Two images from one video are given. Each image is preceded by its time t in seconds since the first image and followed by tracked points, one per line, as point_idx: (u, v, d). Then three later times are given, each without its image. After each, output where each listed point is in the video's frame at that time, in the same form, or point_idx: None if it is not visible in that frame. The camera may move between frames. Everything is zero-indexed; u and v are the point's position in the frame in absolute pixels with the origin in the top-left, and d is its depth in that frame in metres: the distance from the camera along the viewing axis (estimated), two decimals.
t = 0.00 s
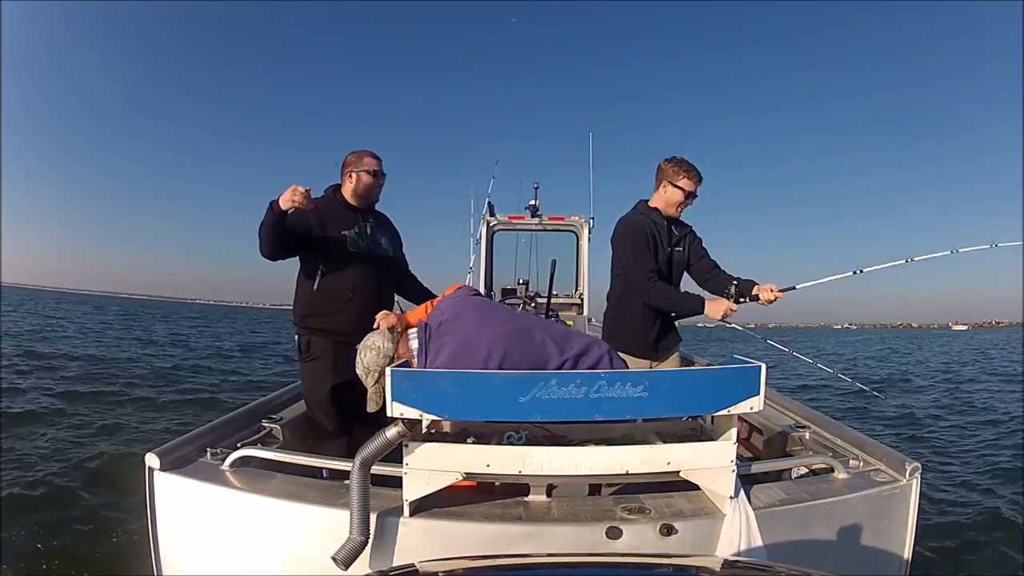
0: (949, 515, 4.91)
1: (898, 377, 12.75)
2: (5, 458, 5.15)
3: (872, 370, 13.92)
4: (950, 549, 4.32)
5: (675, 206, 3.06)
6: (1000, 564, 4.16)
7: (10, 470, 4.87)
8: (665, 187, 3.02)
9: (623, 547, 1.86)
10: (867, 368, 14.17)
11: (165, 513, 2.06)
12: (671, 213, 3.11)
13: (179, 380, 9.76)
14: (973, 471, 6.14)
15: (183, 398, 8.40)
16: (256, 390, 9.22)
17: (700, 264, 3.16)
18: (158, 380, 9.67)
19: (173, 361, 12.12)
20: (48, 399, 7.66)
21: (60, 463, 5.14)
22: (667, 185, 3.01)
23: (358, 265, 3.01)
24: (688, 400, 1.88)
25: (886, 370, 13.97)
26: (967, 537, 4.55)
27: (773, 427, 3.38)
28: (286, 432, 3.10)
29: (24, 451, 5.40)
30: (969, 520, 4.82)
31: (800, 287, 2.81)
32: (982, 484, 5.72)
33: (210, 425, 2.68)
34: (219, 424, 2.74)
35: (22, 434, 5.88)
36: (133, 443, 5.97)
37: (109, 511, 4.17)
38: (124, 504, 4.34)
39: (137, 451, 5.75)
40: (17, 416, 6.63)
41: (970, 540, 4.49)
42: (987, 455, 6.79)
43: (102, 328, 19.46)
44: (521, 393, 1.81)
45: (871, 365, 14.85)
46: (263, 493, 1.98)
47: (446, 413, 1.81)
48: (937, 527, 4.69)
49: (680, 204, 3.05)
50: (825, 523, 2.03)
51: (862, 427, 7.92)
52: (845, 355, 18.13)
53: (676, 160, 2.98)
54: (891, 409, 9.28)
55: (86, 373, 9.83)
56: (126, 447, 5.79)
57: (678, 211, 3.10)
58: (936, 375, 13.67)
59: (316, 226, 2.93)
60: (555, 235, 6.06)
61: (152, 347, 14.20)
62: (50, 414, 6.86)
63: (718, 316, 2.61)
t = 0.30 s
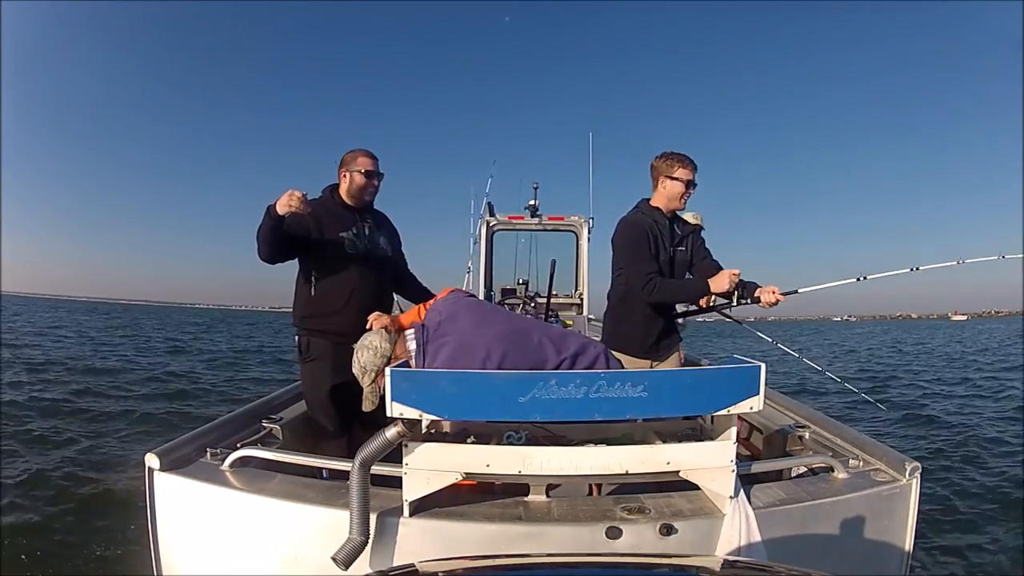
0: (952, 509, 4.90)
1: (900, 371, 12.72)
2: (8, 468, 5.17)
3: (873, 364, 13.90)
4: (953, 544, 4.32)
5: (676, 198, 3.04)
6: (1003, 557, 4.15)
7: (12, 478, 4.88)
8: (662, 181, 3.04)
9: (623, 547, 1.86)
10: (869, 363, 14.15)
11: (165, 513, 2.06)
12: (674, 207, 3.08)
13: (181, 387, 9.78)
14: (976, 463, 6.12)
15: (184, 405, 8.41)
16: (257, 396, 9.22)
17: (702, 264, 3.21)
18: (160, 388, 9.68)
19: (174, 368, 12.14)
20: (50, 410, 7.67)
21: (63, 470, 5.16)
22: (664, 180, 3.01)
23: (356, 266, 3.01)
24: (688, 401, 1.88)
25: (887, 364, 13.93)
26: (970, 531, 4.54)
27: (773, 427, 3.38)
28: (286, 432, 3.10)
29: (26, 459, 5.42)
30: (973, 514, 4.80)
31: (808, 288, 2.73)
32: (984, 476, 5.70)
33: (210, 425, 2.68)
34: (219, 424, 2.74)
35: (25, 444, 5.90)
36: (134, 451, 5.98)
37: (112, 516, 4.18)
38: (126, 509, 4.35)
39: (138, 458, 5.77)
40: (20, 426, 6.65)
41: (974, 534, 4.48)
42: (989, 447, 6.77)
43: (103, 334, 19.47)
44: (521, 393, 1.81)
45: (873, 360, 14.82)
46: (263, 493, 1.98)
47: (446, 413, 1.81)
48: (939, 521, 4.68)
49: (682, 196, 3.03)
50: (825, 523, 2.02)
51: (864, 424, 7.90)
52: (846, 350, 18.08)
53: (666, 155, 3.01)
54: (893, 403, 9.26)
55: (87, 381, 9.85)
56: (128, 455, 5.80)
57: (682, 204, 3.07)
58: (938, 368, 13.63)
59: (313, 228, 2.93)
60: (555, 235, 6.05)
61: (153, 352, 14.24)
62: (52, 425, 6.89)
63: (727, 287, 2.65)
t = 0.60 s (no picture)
0: (951, 509, 4.90)
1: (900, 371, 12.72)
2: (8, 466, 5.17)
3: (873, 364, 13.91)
4: (953, 544, 4.32)
5: (669, 192, 3.08)
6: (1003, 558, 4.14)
7: (12, 477, 4.88)
8: (650, 179, 3.11)
9: (623, 547, 1.86)
10: (868, 362, 14.15)
11: (165, 514, 2.06)
12: (670, 201, 3.11)
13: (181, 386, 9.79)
14: (976, 463, 6.12)
15: (184, 404, 8.42)
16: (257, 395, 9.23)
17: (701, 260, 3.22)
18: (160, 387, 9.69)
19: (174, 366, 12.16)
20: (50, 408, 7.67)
21: (63, 468, 5.16)
22: (652, 177, 3.09)
23: (361, 267, 3.01)
24: (688, 400, 1.88)
25: (887, 364, 13.93)
26: (971, 531, 4.54)
27: (773, 427, 3.38)
28: (286, 432, 3.10)
29: (27, 457, 5.42)
30: (973, 515, 4.80)
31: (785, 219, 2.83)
32: (984, 476, 5.70)
33: (211, 425, 2.68)
34: (219, 425, 2.74)
35: (24, 444, 5.89)
36: (134, 449, 5.98)
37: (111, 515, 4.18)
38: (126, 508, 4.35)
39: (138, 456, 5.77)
40: (20, 426, 6.64)
41: (974, 534, 4.49)
42: (989, 447, 6.77)
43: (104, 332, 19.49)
44: (521, 393, 1.81)
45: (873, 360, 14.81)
46: (263, 493, 1.99)
47: (446, 413, 1.81)
48: (939, 522, 4.68)
49: (673, 189, 3.08)
50: (825, 523, 2.02)
51: (864, 424, 7.90)
52: (846, 350, 18.08)
53: (648, 155, 3.14)
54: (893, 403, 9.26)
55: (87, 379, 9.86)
56: (128, 453, 5.80)
57: (676, 197, 3.11)
58: (938, 368, 13.63)
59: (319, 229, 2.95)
60: (555, 235, 6.06)
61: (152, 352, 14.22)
62: (53, 422, 6.89)
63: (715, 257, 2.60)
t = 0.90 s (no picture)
0: (950, 514, 4.90)
1: (899, 375, 12.73)
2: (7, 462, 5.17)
3: (871, 368, 13.92)
4: (950, 548, 4.33)
5: (645, 192, 3.13)
6: (1000, 563, 4.16)
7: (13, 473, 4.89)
8: (625, 183, 3.18)
9: (623, 547, 1.86)
10: (867, 366, 14.17)
11: (165, 513, 2.06)
12: (649, 200, 3.15)
13: (180, 380, 9.79)
14: (974, 470, 6.14)
15: (183, 399, 8.43)
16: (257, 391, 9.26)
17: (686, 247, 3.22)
18: (159, 381, 9.68)
19: (173, 360, 12.14)
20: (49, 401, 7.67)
21: (62, 465, 5.16)
22: (627, 181, 3.15)
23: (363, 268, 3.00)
24: (688, 400, 1.88)
25: (886, 368, 13.95)
26: (968, 536, 4.55)
27: (773, 427, 3.38)
28: (286, 432, 3.11)
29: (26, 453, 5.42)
30: (971, 520, 4.81)
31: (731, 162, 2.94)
32: (982, 482, 5.72)
33: (211, 425, 2.68)
34: (219, 424, 2.74)
35: (24, 440, 5.89)
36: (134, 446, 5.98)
37: (111, 514, 4.19)
38: (125, 506, 4.36)
39: (138, 452, 5.77)
40: (19, 420, 6.64)
41: (973, 540, 4.49)
42: (987, 454, 6.80)
43: (103, 325, 19.46)
44: (521, 393, 1.82)
45: (871, 363, 14.83)
46: (262, 493, 1.98)
47: (446, 413, 1.81)
48: (937, 525, 4.69)
49: (648, 188, 3.12)
50: (825, 523, 2.03)
51: (863, 426, 7.91)
52: (845, 352, 18.11)
53: (619, 160, 3.22)
54: (891, 407, 9.28)
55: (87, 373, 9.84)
56: (127, 449, 5.81)
57: (653, 195, 3.16)
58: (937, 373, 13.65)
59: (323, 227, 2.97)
60: (555, 235, 6.06)
61: (152, 346, 14.21)
62: (52, 417, 6.89)
63: (689, 236, 2.74)
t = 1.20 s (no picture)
0: (948, 515, 4.91)
1: (897, 376, 12.76)
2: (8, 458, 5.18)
3: (870, 369, 13.95)
4: (948, 549, 4.34)
5: (623, 198, 3.13)
6: (998, 566, 4.17)
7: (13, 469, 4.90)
8: (603, 189, 3.18)
9: (623, 547, 1.86)
10: (865, 367, 14.20)
11: (165, 513, 2.06)
12: (627, 205, 3.14)
13: (180, 376, 9.80)
14: (972, 472, 6.16)
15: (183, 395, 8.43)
16: (257, 389, 9.26)
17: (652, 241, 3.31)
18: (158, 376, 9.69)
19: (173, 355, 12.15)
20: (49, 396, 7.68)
21: (62, 462, 5.17)
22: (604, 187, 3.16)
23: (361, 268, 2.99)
24: (688, 400, 1.88)
25: (885, 369, 13.96)
26: (966, 537, 4.56)
27: (773, 427, 3.38)
28: (286, 432, 3.11)
29: (26, 450, 5.43)
30: (969, 522, 4.83)
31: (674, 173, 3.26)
32: (981, 485, 5.73)
33: (211, 425, 2.67)
34: (218, 424, 2.74)
35: (24, 436, 5.90)
36: (133, 443, 5.99)
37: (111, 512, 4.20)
38: (125, 504, 4.36)
39: (138, 450, 5.78)
40: (19, 415, 6.65)
41: (971, 541, 4.49)
42: (984, 456, 6.81)
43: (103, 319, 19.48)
44: (521, 393, 1.81)
45: (870, 365, 14.86)
46: (262, 493, 1.98)
47: (446, 413, 1.81)
48: (935, 526, 4.70)
49: (625, 194, 3.13)
50: (825, 523, 2.03)
51: (861, 426, 7.93)
52: (843, 353, 18.13)
53: (596, 167, 3.23)
54: (891, 408, 9.30)
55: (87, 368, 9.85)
56: (127, 446, 5.82)
57: (631, 200, 3.16)
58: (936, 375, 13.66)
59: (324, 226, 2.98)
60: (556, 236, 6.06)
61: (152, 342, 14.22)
62: (52, 412, 6.90)
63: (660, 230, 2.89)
